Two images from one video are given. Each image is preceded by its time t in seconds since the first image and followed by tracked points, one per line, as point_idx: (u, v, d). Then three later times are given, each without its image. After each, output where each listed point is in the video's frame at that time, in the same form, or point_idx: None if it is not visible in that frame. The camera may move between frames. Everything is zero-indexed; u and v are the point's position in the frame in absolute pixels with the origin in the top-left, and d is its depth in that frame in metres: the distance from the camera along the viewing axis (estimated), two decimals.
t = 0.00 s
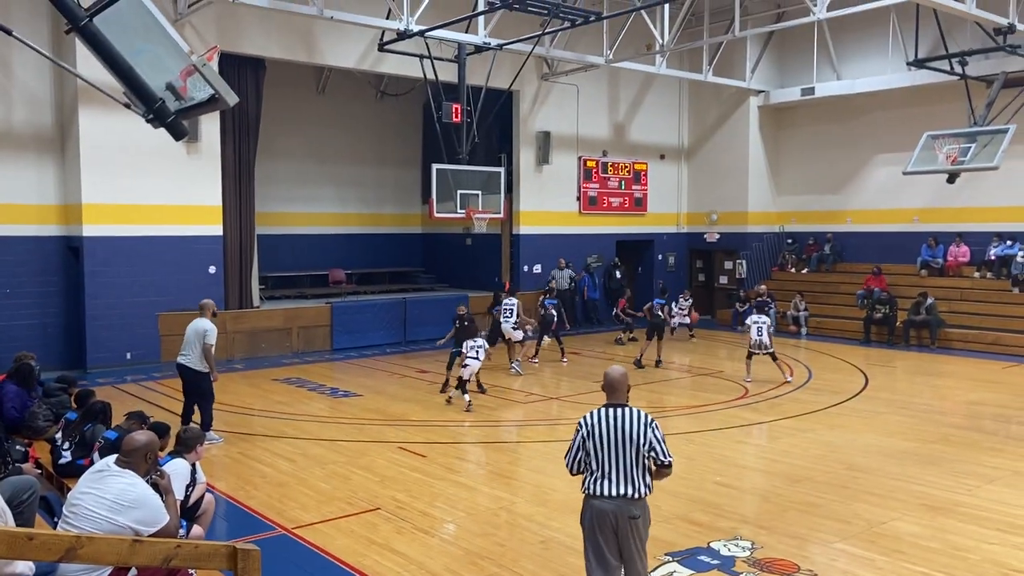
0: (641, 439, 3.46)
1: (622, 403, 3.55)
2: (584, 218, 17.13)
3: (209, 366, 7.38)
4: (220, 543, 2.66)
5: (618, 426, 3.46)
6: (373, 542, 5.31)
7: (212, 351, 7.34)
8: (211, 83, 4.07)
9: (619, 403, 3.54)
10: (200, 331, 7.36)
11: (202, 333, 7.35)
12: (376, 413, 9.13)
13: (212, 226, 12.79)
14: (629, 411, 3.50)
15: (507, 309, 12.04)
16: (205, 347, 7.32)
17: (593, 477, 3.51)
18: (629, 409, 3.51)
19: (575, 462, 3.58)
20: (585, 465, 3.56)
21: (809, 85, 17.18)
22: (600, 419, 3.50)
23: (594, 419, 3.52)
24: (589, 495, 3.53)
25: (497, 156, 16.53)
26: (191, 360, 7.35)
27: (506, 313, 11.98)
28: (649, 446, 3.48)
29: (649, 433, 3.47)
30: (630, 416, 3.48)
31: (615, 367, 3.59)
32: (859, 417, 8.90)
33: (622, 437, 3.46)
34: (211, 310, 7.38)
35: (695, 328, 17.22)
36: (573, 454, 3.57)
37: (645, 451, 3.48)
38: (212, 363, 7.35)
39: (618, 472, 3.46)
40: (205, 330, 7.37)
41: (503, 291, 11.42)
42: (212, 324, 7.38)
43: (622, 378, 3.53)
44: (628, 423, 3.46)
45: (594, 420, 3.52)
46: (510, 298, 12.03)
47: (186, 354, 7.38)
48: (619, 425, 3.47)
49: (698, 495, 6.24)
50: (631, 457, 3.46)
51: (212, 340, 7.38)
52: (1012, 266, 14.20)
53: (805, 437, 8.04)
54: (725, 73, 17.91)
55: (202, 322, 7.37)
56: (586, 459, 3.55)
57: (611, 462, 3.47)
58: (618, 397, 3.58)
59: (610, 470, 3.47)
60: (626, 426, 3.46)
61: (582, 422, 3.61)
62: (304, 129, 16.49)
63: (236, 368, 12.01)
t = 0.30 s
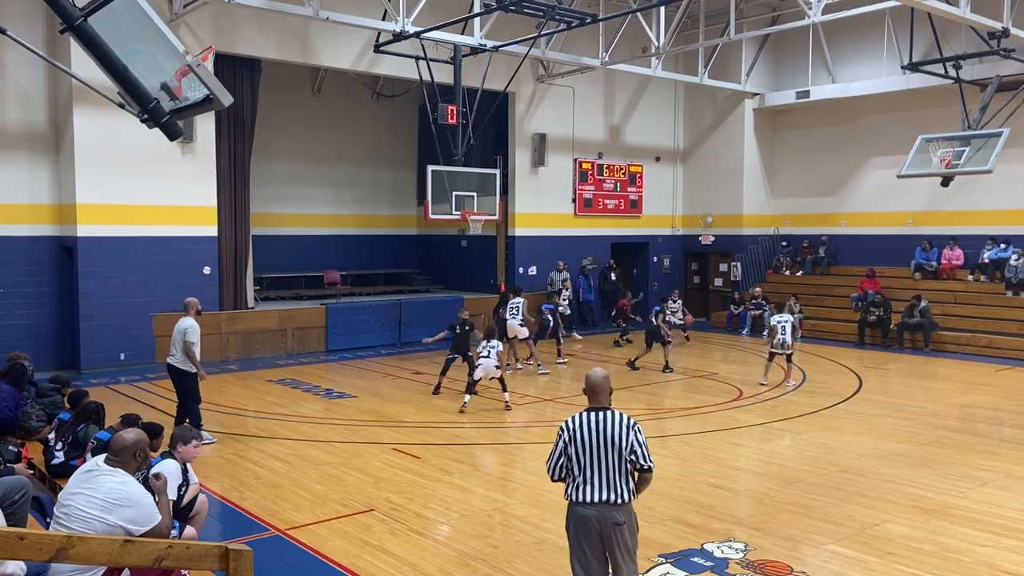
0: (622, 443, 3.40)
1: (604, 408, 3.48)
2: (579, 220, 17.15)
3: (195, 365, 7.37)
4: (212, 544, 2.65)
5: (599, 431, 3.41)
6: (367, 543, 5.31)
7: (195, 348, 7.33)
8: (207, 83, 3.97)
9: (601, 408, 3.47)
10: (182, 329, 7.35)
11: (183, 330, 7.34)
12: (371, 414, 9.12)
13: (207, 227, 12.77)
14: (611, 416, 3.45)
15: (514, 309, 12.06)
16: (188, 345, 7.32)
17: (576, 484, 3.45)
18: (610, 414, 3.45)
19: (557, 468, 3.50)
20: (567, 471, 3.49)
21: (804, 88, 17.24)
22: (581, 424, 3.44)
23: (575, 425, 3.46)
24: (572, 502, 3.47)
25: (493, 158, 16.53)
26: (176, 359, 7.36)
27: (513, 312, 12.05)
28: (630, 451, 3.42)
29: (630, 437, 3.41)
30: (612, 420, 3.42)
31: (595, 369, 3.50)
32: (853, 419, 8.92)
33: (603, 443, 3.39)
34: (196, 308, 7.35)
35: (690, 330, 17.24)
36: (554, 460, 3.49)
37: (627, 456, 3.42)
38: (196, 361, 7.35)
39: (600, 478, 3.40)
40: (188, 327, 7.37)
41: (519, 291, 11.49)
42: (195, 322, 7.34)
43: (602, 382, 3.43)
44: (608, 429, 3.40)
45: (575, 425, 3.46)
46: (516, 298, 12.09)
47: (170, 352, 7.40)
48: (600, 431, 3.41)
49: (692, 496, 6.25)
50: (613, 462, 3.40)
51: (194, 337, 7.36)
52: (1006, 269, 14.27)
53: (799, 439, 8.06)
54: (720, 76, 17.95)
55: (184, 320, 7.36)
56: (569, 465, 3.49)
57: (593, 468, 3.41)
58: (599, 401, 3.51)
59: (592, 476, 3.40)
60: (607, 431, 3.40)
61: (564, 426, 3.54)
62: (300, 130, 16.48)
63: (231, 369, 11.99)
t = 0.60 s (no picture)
0: (616, 448, 3.21)
1: (599, 412, 3.28)
2: (575, 219, 17.16)
3: (185, 363, 7.38)
4: (204, 541, 2.66)
5: (593, 435, 3.21)
6: (362, 542, 5.30)
7: (184, 345, 7.34)
8: (201, 82, 3.95)
9: (596, 412, 3.28)
10: (170, 325, 7.33)
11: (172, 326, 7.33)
12: (366, 413, 9.12)
13: (203, 226, 12.75)
14: (606, 420, 3.25)
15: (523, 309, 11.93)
16: (178, 342, 7.31)
17: (568, 489, 3.25)
18: (606, 417, 3.25)
19: (548, 473, 3.29)
20: (559, 476, 3.29)
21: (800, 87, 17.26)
22: (574, 428, 3.24)
23: (569, 428, 3.26)
24: (564, 509, 3.27)
25: (489, 157, 16.52)
26: (166, 356, 7.34)
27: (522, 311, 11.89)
28: (625, 455, 3.23)
29: (625, 442, 3.22)
30: (606, 424, 3.23)
31: (590, 371, 3.31)
32: (847, 418, 8.94)
33: (598, 447, 3.20)
34: (184, 305, 7.33)
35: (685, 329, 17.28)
36: (546, 465, 3.29)
37: (622, 461, 3.23)
38: (186, 357, 7.35)
39: (593, 483, 3.21)
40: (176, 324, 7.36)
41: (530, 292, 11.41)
42: (183, 319, 7.32)
43: (598, 384, 3.25)
44: (603, 432, 3.21)
45: (569, 429, 3.26)
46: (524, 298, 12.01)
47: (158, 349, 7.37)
48: (595, 434, 3.22)
49: (687, 495, 6.26)
50: (607, 467, 3.20)
51: (183, 333, 7.36)
52: (1001, 269, 14.31)
53: (794, 438, 8.07)
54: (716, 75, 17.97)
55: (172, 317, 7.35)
56: (562, 470, 3.28)
57: (587, 473, 3.21)
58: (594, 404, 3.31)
59: (586, 481, 3.21)
60: (601, 436, 3.21)
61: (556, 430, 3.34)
62: (295, 128, 16.46)
63: (226, 367, 11.97)
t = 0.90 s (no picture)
0: (612, 454, 3.18)
1: (599, 415, 3.26)
2: (573, 217, 17.16)
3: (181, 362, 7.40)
4: (201, 540, 2.65)
5: (589, 438, 3.19)
6: (359, 540, 5.31)
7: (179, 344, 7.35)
8: (198, 79, 3.97)
9: (595, 414, 3.25)
10: (164, 325, 7.32)
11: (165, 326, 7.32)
12: (363, 411, 9.12)
13: (199, 224, 12.74)
14: (605, 423, 3.23)
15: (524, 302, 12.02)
16: (173, 342, 7.32)
17: (561, 492, 3.24)
18: (604, 421, 3.23)
19: (543, 474, 3.27)
20: (554, 478, 3.28)
21: (797, 85, 17.27)
22: (571, 430, 3.23)
23: (566, 430, 3.24)
24: (557, 512, 3.26)
25: (486, 154, 16.52)
26: (161, 356, 7.34)
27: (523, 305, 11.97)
28: (622, 461, 3.20)
29: (622, 447, 3.19)
30: (604, 428, 3.20)
31: (592, 374, 3.29)
32: (844, 415, 8.95)
33: (594, 450, 3.18)
34: (177, 303, 7.33)
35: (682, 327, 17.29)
36: (541, 467, 3.27)
37: (617, 467, 3.20)
38: (182, 356, 7.38)
39: (586, 487, 3.19)
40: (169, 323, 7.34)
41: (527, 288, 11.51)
42: (176, 318, 7.31)
43: (599, 387, 3.24)
44: (601, 436, 3.18)
45: (565, 431, 3.24)
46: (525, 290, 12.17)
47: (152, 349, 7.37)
48: (592, 438, 3.19)
49: (684, 492, 6.27)
50: (601, 472, 3.18)
51: (177, 333, 7.36)
52: (997, 266, 14.33)
53: (791, 435, 8.08)
54: (713, 72, 17.98)
55: (164, 316, 7.32)
56: (557, 472, 3.27)
57: (581, 476, 3.19)
58: (594, 408, 3.28)
59: (579, 484, 3.19)
60: (598, 440, 3.18)
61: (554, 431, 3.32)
62: (293, 126, 16.44)
63: (223, 365, 11.97)
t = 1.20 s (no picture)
0: (607, 454, 3.17)
1: (591, 414, 3.24)
2: (571, 214, 17.16)
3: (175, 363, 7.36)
4: (199, 537, 2.64)
5: (583, 438, 3.17)
6: (358, 537, 5.31)
7: (173, 345, 7.31)
8: (196, 77, 3.99)
9: (587, 413, 3.23)
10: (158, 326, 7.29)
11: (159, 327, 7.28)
12: (362, 408, 9.12)
13: (197, 221, 12.73)
14: (598, 423, 3.21)
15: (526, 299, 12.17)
16: (166, 343, 7.29)
17: (555, 492, 3.23)
18: (596, 421, 3.21)
19: (537, 474, 3.25)
20: (547, 479, 3.25)
21: (795, 82, 17.26)
22: (565, 430, 3.20)
23: (559, 431, 3.22)
24: (550, 512, 3.25)
25: (484, 152, 16.52)
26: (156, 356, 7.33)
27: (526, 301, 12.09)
28: (616, 461, 3.19)
29: (616, 447, 3.18)
30: (598, 428, 3.19)
31: (584, 372, 3.26)
32: (842, 412, 8.96)
33: (588, 451, 3.17)
34: (171, 303, 7.28)
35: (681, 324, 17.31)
36: (534, 467, 3.25)
37: (611, 467, 3.19)
38: (176, 357, 7.34)
39: (580, 488, 3.17)
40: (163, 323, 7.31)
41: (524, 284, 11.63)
42: (171, 318, 7.28)
43: (591, 386, 3.21)
44: (595, 437, 3.17)
45: (558, 431, 3.22)
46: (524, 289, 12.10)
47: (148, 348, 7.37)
48: (586, 438, 3.17)
49: (682, 489, 6.28)
50: (595, 473, 3.17)
51: (171, 333, 7.32)
52: (995, 263, 14.34)
53: (790, 432, 8.09)
54: (712, 69, 17.97)
55: (159, 316, 7.29)
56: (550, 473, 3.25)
57: (575, 478, 3.18)
58: (586, 407, 3.25)
59: (573, 485, 3.18)
60: (592, 440, 3.17)
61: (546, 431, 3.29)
62: (291, 123, 16.43)
63: (221, 363, 11.97)
